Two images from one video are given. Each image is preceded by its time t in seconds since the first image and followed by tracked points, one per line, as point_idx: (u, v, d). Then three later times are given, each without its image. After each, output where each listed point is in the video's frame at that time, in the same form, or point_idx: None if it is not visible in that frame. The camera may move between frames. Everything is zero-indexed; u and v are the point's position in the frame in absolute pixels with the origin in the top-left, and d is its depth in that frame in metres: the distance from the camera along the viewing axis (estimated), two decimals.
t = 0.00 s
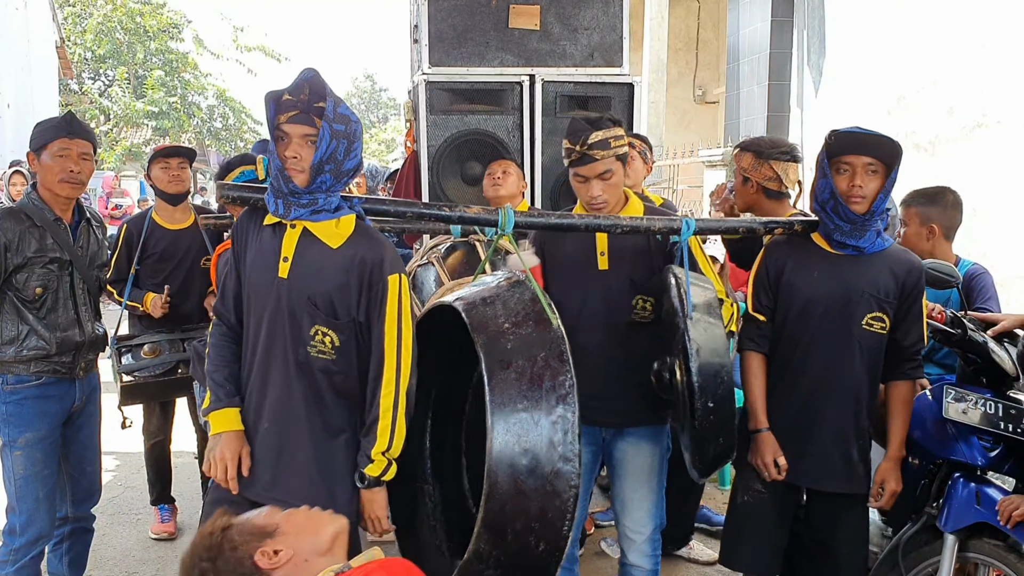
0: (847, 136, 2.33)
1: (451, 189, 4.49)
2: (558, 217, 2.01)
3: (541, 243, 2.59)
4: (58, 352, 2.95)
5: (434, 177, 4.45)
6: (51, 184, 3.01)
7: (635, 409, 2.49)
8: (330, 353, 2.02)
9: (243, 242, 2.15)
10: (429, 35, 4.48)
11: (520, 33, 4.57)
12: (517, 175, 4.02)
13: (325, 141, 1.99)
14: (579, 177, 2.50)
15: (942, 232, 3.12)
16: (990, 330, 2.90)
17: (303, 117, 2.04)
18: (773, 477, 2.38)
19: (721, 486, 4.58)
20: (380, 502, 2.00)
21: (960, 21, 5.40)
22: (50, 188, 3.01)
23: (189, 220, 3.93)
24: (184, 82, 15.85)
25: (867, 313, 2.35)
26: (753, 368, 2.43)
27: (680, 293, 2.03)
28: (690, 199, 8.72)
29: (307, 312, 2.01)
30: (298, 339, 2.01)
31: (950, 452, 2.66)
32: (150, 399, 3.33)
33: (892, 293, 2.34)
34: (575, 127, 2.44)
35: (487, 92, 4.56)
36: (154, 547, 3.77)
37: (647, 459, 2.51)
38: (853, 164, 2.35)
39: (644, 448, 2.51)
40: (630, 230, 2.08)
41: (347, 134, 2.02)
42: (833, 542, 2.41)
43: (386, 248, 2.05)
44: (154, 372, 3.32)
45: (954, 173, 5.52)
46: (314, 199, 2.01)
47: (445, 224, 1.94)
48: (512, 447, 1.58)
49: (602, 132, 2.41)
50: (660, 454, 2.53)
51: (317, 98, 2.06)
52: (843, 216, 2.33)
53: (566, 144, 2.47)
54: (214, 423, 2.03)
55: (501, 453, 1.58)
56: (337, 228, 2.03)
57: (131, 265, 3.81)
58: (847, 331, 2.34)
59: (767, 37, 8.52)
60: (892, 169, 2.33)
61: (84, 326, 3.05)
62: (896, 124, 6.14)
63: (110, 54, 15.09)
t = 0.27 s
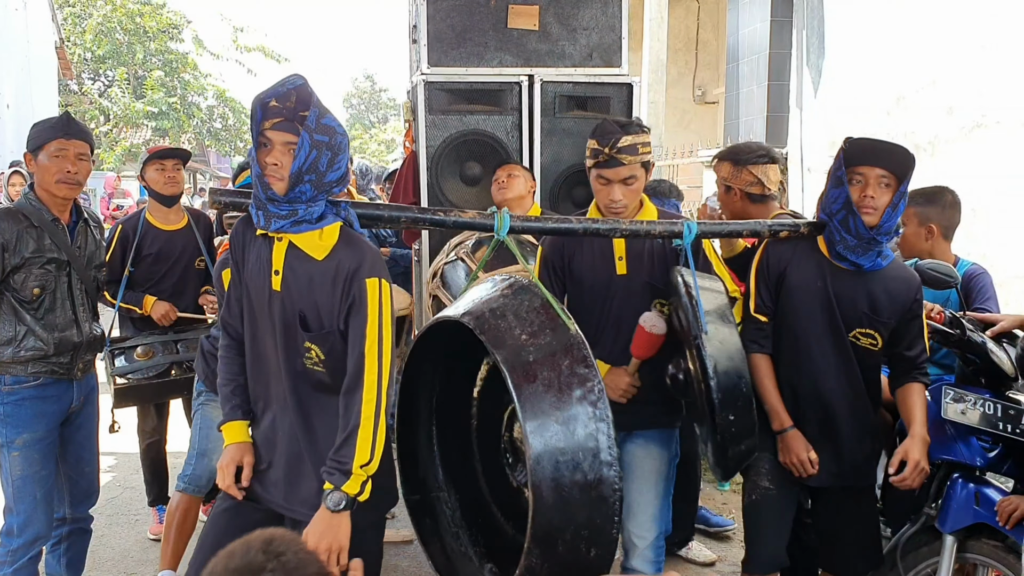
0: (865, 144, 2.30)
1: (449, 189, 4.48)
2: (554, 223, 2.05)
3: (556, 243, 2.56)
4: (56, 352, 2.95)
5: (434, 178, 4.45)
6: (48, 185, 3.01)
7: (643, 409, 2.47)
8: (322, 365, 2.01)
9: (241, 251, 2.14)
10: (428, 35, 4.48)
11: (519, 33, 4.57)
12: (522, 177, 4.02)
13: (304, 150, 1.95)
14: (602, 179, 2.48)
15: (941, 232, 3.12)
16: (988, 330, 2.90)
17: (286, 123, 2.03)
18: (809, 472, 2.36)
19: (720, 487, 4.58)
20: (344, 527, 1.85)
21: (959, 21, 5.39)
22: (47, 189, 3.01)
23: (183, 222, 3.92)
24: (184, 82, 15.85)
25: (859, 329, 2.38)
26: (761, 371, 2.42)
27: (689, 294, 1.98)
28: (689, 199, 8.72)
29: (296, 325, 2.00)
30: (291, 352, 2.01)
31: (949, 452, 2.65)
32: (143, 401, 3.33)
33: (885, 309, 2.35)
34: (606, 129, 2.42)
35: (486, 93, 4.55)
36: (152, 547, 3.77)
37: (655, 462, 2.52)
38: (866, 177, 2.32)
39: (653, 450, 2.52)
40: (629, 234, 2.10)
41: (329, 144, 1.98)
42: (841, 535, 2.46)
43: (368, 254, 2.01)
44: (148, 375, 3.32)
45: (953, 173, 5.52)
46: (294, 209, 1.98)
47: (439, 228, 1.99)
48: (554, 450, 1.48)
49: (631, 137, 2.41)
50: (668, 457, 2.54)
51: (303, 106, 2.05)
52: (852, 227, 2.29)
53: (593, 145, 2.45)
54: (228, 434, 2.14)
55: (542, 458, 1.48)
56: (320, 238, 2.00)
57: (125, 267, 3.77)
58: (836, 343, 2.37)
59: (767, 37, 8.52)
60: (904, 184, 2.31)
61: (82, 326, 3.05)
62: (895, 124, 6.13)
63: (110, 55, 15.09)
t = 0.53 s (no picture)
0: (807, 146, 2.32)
1: (448, 189, 4.47)
2: (551, 221, 2.06)
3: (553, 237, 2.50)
4: (53, 353, 2.93)
5: (432, 178, 4.44)
6: (45, 185, 2.99)
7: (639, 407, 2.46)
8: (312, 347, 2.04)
9: (232, 238, 2.16)
10: (427, 35, 4.46)
11: (518, 32, 4.55)
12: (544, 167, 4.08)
13: (303, 138, 2.00)
14: (609, 170, 2.46)
15: (941, 232, 3.11)
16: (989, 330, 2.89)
17: (284, 113, 2.05)
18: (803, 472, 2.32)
19: (720, 488, 4.57)
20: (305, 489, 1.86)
21: (960, 21, 5.38)
22: (44, 189, 3.00)
23: (175, 222, 3.90)
24: (183, 82, 15.83)
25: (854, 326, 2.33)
26: (756, 371, 2.41)
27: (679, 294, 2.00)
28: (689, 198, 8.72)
29: (287, 308, 2.03)
30: (281, 337, 2.04)
31: (950, 454, 2.63)
32: (141, 400, 3.30)
33: (877, 305, 2.30)
34: (622, 121, 2.41)
35: (485, 92, 4.54)
36: (150, 549, 3.75)
37: (653, 460, 2.50)
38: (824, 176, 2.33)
39: (651, 449, 2.50)
40: (623, 232, 2.11)
41: (327, 133, 2.03)
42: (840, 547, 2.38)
43: (364, 240, 2.04)
44: (148, 375, 3.31)
45: (953, 172, 5.51)
46: (292, 195, 2.03)
47: (435, 224, 2.01)
48: (569, 427, 1.68)
49: (646, 131, 2.41)
50: (665, 454, 2.52)
51: (300, 96, 2.06)
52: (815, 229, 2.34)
53: (605, 136, 2.43)
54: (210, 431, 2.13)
55: (555, 432, 1.67)
56: (315, 224, 2.03)
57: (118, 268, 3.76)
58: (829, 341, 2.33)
59: (767, 37, 8.51)
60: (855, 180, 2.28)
61: (80, 327, 3.04)
62: (896, 124, 6.12)
63: (109, 55, 15.08)
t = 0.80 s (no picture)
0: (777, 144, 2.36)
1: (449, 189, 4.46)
2: (550, 210, 2.12)
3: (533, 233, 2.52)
4: (53, 354, 2.93)
5: (432, 178, 4.44)
6: (45, 186, 2.99)
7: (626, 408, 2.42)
8: (299, 332, 2.00)
9: (223, 221, 2.15)
10: (427, 35, 4.46)
11: (518, 33, 4.55)
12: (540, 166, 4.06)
13: (287, 118, 1.97)
14: (612, 162, 2.44)
15: (942, 232, 3.10)
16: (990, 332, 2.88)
17: (273, 100, 2.04)
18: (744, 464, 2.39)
19: (721, 489, 4.56)
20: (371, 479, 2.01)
21: (960, 21, 5.38)
22: (44, 190, 2.99)
23: (172, 226, 3.90)
24: (183, 83, 15.83)
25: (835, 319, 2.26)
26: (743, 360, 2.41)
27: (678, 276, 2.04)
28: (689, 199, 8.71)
29: (275, 291, 1.99)
30: (268, 320, 2.00)
31: (951, 455, 2.63)
32: (139, 402, 3.33)
33: (859, 297, 2.22)
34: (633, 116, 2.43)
35: (485, 93, 4.53)
36: (150, 550, 3.75)
37: (643, 464, 2.46)
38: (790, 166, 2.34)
39: (639, 453, 2.45)
40: (624, 223, 2.16)
41: (315, 115, 1.99)
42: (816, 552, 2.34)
43: (360, 235, 2.02)
44: (144, 376, 3.29)
45: (954, 173, 5.50)
46: (285, 177, 2.01)
47: (435, 211, 2.06)
48: (554, 424, 1.73)
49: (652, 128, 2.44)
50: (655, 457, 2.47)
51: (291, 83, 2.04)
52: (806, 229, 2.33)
53: (613, 129, 2.43)
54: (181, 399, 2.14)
55: (537, 425, 1.71)
56: (308, 213, 2.00)
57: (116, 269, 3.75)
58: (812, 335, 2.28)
59: (767, 38, 8.50)
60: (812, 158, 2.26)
61: (79, 327, 3.03)
62: (896, 125, 6.12)
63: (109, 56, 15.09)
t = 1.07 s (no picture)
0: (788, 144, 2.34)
1: (449, 190, 4.46)
2: (544, 225, 2.16)
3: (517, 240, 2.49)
4: (52, 355, 2.93)
5: (433, 179, 4.44)
6: (45, 186, 2.99)
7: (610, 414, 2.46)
8: (298, 350, 1.99)
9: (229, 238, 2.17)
10: (427, 36, 4.46)
11: (518, 34, 4.55)
12: (516, 179, 3.98)
13: (258, 137, 1.96)
14: (588, 169, 2.46)
15: (942, 232, 3.10)
16: (991, 332, 2.88)
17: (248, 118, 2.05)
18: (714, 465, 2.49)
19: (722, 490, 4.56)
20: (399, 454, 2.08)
21: (960, 22, 5.38)
22: (44, 191, 2.99)
23: (172, 228, 3.90)
24: (184, 83, 15.82)
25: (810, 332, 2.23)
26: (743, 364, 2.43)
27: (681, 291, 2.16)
28: (690, 200, 8.71)
29: (275, 310, 1.99)
30: (267, 338, 2.00)
31: (952, 456, 2.64)
32: (137, 403, 3.33)
33: (833, 313, 2.17)
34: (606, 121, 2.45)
35: (486, 93, 4.53)
36: (150, 551, 3.74)
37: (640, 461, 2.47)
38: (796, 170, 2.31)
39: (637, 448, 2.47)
40: (619, 238, 2.20)
41: (286, 126, 1.96)
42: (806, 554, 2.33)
43: (358, 249, 2.02)
44: (142, 377, 3.31)
45: (956, 173, 5.50)
46: (272, 198, 2.01)
47: (428, 229, 2.11)
48: (508, 450, 1.75)
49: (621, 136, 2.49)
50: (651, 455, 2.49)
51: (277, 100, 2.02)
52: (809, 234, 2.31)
53: (585, 136, 2.42)
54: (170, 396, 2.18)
55: (493, 448, 1.74)
56: (304, 229, 2.01)
57: (115, 269, 3.75)
58: (793, 347, 2.27)
59: (767, 38, 8.50)
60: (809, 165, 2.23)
61: (79, 328, 3.03)
62: (896, 125, 6.12)
63: (109, 56, 15.07)
